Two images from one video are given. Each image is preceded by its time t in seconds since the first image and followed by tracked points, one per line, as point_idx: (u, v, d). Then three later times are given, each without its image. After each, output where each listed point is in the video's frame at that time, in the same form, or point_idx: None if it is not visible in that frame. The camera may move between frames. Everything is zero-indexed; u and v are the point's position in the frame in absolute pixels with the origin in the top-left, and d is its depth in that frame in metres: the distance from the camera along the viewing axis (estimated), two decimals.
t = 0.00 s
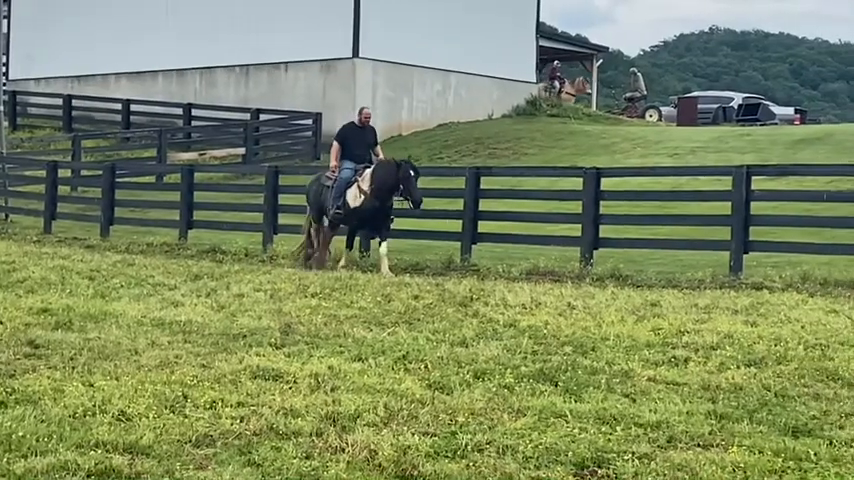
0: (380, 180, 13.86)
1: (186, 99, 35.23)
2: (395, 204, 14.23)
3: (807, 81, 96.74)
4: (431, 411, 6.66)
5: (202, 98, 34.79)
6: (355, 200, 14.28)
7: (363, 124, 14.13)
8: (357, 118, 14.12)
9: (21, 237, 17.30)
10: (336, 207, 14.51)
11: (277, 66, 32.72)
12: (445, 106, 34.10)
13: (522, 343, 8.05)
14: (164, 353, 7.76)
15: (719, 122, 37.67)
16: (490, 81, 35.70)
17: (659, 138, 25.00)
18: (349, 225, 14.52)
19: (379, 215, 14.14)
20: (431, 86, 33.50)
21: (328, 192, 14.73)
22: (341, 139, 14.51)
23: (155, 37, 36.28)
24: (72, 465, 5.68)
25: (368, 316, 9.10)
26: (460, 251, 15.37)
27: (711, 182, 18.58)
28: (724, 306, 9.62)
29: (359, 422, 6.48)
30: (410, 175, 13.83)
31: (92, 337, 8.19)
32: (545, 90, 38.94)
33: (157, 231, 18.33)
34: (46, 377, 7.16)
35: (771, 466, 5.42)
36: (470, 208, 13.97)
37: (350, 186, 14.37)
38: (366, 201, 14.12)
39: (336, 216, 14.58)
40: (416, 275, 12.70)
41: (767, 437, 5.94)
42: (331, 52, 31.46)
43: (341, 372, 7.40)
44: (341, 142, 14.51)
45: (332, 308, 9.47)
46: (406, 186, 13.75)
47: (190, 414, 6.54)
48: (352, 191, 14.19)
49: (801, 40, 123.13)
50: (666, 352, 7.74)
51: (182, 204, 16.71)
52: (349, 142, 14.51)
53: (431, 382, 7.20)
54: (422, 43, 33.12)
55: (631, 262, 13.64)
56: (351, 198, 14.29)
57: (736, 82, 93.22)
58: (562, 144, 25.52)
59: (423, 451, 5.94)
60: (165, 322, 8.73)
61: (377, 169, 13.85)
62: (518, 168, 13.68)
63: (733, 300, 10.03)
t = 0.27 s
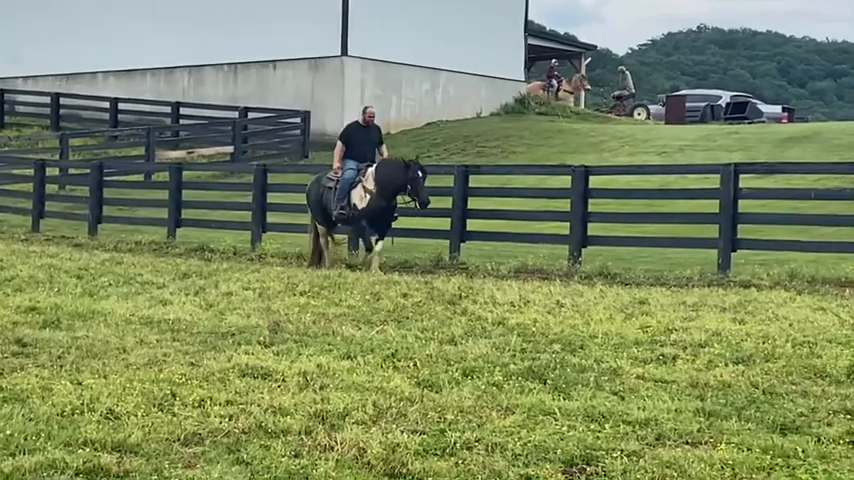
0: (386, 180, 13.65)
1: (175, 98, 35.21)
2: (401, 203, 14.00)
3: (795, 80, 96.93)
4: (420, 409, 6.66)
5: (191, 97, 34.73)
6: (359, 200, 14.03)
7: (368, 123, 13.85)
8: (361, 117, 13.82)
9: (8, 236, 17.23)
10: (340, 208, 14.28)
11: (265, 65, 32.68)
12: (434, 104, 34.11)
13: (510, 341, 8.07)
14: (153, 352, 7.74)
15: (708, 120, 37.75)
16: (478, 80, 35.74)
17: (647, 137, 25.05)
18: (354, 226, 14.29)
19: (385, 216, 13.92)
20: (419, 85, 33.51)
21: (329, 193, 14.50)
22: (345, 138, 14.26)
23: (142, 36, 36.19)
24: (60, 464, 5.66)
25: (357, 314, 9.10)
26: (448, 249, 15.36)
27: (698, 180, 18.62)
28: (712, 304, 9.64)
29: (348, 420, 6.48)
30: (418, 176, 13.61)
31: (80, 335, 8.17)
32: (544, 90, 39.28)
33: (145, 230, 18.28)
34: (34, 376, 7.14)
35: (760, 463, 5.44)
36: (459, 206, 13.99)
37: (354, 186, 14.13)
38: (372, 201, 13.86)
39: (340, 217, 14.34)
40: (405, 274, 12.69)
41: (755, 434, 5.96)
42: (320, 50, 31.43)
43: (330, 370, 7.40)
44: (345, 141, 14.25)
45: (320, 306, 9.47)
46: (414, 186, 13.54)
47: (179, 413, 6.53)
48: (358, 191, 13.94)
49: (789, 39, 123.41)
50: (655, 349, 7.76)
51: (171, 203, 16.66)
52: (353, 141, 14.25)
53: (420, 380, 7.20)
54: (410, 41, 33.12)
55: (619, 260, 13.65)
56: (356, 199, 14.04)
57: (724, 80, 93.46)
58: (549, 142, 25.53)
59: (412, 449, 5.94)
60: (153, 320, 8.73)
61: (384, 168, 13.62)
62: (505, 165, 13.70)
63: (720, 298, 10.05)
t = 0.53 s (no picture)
0: (388, 176, 13.65)
1: (163, 96, 35.13)
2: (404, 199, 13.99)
3: (781, 77, 97.21)
4: (410, 408, 6.66)
5: (178, 94, 34.64)
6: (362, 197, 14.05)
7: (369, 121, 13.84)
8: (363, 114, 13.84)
9: None
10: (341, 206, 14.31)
11: (253, 63, 32.64)
12: (422, 102, 34.05)
13: (499, 339, 8.10)
14: (142, 350, 7.73)
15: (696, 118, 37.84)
16: (467, 78, 35.71)
17: (635, 135, 25.11)
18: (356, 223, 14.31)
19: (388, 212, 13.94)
20: (408, 83, 33.46)
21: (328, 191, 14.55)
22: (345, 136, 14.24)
23: (128, 33, 36.06)
24: (49, 465, 5.63)
25: (346, 312, 9.11)
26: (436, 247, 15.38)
27: (686, 178, 18.69)
28: (700, 301, 9.68)
29: (338, 419, 6.47)
30: (419, 169, 13.45)
31: (69, 334, 8.15)
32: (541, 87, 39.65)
33: (133, 228, 18.20)
34: (22, 375, 7.11)
35: (750, 461, 5.47)
36: (448, 204, 14.03)
37: (355, 183, 14.15)
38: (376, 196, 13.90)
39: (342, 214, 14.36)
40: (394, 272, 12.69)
41: (744, 432, 5.99)
42: (306, 48, 31.38)
43: (319, 368, 7.40)
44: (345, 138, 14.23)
45: (309, 304, 9.48)
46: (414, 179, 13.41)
47: (168, 412, 6.51)
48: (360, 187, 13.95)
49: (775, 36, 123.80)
50: (644, 347, 7.80)
51: (158, 201, 16.64)
52: (353, 139, 14.25)
53: (409, 379, 7.21)
54: (399, 39, 33.07)
55: (608, 258, 13.70)
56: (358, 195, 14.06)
57: (711, 79, 93.76)
58: (537, 140, 25.56)
59: (403, 448, 5.94)
60: (141, 319, 8.72)
61: (385, 162, 13.60)
62: (495, 164, 13.72)
63: (709, 296, 10.08)
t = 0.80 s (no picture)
0: (391, 173, 13.77)
1: (149, 95, 34.92)
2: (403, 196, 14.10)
3: (769, 75, 97.85)
4: (399, 406, 6.67)
5: (165, 93, 34.48)
6: (362, 194, 14.11)
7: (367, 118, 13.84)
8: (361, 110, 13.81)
9: None
10: (342, 204, 14.25)
11: (239, 62, 32.59)
12: (409, 101, 34.01)
13: (488, 337, 8.12)
14: (130, 350, 7.70)
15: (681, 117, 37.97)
16: (453, 76, 35.70)
17: (621, 133, 25.17)
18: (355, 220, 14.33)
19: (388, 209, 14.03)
20: (395, 81, 33.41)
21: (329, 189, 14.38)
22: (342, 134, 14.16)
23: (113, 31, 35.94)
24: (38, 464, 5.61)
25: (334, 311, 9.11)
26: (424, 246, 15.42)
27: (674, 176, 18.75)
28: (688, 299, 9.73)
29: (327, 418, 6.46)
30: (417, 165, 13.62)
31: (57, 333, 8.12)
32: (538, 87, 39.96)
33: (119, 227, 18.12)
34: (10, 375, 7.07)
35: (739, 458, 5.51)
36: (436, 203, 14.10)
37: (355, 181, 14.15)
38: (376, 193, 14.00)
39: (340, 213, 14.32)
40: (383, 270, 12.72)
41: (733, 429, 6.02)
42: (293, 46, 31.35)
43: (308, 367, 7.40)
44: (342, 136, 14.16)
45: (297, 303, 9.47)
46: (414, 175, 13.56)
47: (157, 411, 6.49)
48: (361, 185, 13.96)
49: (761, 34, 124.36)
50: (632, 345, 7.83)
51: (144, 200, 16.56)
52: (350, 136, 14.19)
53: (398, 377, 7.21)
54: (385, 37, 33.06)
55: (595, 256, 13.75)
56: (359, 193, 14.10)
57: (697, 77, 94.07)
58: (524, 139, 25.59)
59: (392, 446, 5.94)
60: (129, 318, 8.69)
61: (387, 160, 13.71)
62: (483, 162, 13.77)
63: (697, 293, 10.14)
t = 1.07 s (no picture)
0: (392, 175, 13.52)
1: (136, 94, 34.87)
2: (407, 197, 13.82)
3: (754, 74, 98.28)
4: (388, 405, 6.67)
5: (152, 93, 34.43)
6: (363, 196, 13.87)
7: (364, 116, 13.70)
8: (360, 110, 13.71)
9: None
10: (345, 206, 14.07)
11: (226, 61, 32.54)
12: (396, 100, 33.99)
13: (476, 336, 8.14)
14: (118, 350, 7.68)
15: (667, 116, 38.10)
16: (440, 75, 35.70)
17: (608, 132, 25.22)
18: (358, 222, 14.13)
19: (391, 211, 13.78)
20: (382, 80, 33.38)
21: (332, 191, 14.21)
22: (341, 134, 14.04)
23: (99, 30, 35.82)
24: (28, 465, 5.58)
25: (322, 310, 9.11)
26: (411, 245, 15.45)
27: (661, 175, 18.82)
28: (676, 298, 9.77)
29: (316, 417, 6.46)
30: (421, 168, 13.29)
31: (45, 333, 8.09)
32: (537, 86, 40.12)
33: (105, 226, 18.06)
34: None
35: (728, 457, 5.54)
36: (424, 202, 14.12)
37: (357, 182, 13.94)
38: (377, 195, 13.72)
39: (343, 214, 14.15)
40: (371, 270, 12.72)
41: (723, 428, 6.05)
42: (280, 45, 31.31)
43: (297, 367, 7.39)
44: (341, 136, 14.04)
45: (285, 303, 9.46)
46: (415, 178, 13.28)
47: (146, 411, 6.47)
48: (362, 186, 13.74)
49: (746, 33, 124.86)
50: (621, 344, 7.87)
51: (131, 200, 16.51)
52: (350, 136, 14.04)
53: (387, 376, 7.22)
54: (372, 36, 33.03)
55: (583, 255, 13.78)
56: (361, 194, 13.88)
57: (681, 76, 94.39)
58: (511, 138, 25.61)
59: (382, 446, 5.94)
60: (118, 318, 8.66)
61: (388, 162, 13.47)
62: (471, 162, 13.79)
63: (685, 291, 10.19)
